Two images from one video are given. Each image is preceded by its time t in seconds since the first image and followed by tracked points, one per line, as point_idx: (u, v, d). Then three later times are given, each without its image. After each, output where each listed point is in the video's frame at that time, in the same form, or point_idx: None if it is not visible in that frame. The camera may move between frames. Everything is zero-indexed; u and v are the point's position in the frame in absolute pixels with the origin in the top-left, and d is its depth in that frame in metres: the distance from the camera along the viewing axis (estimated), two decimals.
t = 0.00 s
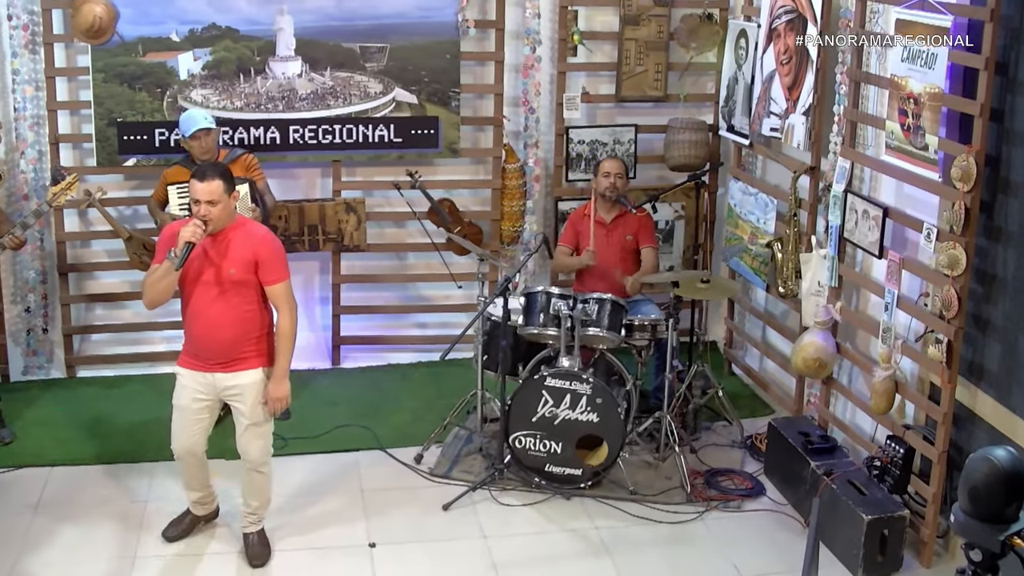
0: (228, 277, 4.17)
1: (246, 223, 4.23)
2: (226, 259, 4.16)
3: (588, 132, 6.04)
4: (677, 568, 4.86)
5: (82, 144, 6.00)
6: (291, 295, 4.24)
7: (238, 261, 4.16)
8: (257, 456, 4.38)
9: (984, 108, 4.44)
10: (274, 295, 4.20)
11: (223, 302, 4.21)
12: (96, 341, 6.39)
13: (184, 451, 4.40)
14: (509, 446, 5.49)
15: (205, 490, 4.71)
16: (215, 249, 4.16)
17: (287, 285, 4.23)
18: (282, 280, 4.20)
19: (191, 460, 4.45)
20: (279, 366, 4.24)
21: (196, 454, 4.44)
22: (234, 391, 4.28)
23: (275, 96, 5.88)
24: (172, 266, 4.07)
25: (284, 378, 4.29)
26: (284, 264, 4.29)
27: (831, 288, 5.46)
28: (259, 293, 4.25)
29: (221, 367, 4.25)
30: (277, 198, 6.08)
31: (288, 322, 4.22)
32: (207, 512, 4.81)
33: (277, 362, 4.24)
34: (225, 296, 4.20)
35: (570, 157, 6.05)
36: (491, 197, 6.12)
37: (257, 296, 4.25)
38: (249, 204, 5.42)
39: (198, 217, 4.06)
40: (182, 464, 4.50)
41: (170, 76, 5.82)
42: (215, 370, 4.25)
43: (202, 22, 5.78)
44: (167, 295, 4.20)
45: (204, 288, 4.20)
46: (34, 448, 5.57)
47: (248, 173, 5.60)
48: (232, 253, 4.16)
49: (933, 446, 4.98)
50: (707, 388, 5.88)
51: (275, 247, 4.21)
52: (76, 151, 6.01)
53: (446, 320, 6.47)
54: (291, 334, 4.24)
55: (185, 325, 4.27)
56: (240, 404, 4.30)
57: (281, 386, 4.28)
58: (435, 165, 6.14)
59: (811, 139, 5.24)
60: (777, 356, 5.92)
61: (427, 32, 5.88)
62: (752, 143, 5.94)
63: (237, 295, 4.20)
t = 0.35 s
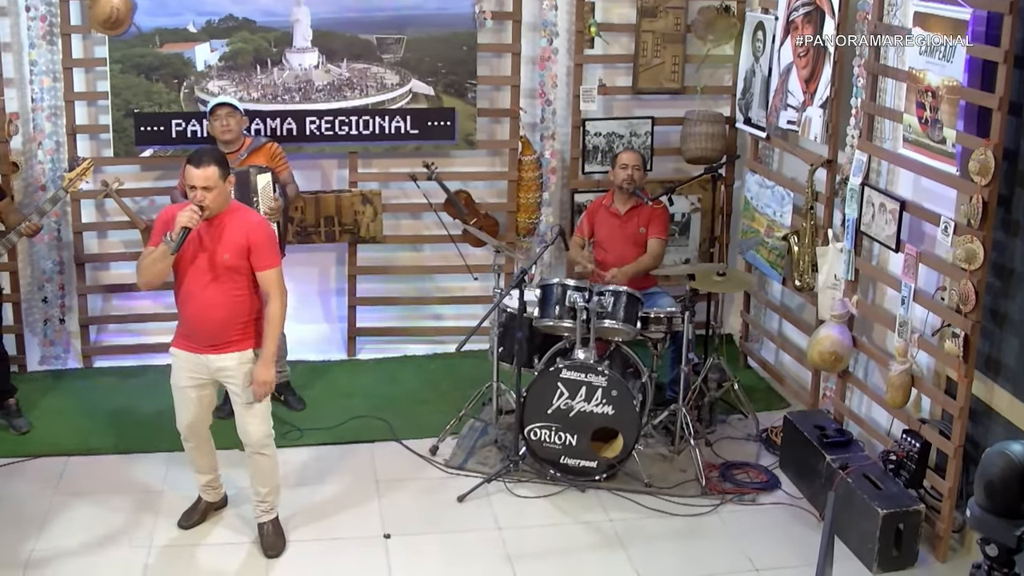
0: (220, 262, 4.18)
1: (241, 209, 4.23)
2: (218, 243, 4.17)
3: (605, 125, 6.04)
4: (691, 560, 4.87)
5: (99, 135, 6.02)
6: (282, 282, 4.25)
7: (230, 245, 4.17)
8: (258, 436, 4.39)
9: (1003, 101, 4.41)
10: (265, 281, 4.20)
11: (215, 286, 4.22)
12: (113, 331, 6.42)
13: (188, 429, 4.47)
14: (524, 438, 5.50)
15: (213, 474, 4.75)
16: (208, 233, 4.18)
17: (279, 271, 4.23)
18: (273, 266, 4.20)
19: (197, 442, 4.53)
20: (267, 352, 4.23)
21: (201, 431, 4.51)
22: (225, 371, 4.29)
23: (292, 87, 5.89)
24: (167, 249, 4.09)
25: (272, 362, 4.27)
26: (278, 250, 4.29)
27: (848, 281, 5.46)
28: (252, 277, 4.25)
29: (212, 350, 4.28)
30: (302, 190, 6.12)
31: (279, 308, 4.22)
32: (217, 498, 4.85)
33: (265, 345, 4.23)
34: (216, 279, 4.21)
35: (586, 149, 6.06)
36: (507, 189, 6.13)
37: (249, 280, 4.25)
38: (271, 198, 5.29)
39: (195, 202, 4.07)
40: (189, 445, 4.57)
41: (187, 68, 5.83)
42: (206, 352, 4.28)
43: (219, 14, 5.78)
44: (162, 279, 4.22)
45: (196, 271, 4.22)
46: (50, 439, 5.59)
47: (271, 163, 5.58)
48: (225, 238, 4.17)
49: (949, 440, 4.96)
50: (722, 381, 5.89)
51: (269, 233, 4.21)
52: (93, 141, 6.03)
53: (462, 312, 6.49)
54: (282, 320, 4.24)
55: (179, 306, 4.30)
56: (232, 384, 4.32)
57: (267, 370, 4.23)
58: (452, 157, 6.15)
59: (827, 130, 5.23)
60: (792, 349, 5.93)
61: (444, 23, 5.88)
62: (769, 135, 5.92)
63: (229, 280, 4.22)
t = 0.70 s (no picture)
0: (216, 250, 4.15)
1: (238, 199, 4.21)
2: (212, 231, 4.14)
3: (621, 118, 6.04)
4: (705, 554, 4.87)
5: (117, 127, 6.03)
6: (276, 271, 4.22)
7: (225, 233, 4.14)
8: (262, 417, 4.39)
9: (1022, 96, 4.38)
10: (258, 270, 4.18)
11: (207, 273, 4.19)
12: (129, 322, 6.45)
13: (198, 416, 4.45)
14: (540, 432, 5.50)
15: (225, 464, 4.76)
16: (204, 221, 4.15)
17: (272, 260, 4.21)
18: (267, 255, 4.18)
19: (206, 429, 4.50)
20: (257, 339, 4.21)
21: (210, 417, 4.49)
22: (218, 358, 4.27)
23: (309, 80, 5.90)
24: (170, 238, 4.02)
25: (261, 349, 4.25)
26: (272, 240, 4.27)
27: (865, 276, 5.45)
28: (247, 266, 4.23)
29: (206, 338, 4.25)
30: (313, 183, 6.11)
31: (271, 296, 4.20)
32: (233, 488, 4.88)
33: (255, 332, 4.21)
34: (210, 267, 4.18)
35: (603, 143, 6.06)
36: (524, 183, 6.14)
37: (244, 268, 4.23)
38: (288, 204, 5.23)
39: (196, 189, 4.02)
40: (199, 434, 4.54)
41: (204, 60, 5.84)
42: (200, 340, 4.26)
43: (236, 6, 5.79)
44: (162, 268, 4.11)
45: (190, 259, 4.19)
46: (67, 430, 5.60)
47: (291, 163, 5.61)
48: (222, 226, 4.15)
49: (965, 436, 4.94)
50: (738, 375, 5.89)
51: (265, 223, 4.19)
52: (110, 134, 6.05)
53: (478, 305, 6.51)
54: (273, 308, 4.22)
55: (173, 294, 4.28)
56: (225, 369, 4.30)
57: (254, 356, 4.22)
58: (468, 151, 6.16)
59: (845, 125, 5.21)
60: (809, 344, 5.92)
61: (461, 17, 5.87)
62: (786, 130, 5.91)
63: (223, 268, 4.19)
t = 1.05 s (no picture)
0: (245, 251, 4.07)
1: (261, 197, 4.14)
2: (240, 231, 4.06)
3: (650, 118, 6.04)
4: (731, 555, 4.85)
5: (146, 124, 6.07)
6: (304, 267, 4.18)
7: (254, 233, 4.07)
8: (275, 421, 4.22)
9: None
10: (290, 266, 4.12)
11: (237, 275, 4.11)
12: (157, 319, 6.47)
13: (224, 417, 4.40)
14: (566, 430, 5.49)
15: (250, 462, 4.77)
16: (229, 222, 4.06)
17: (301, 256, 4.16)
18: (297, 251, 4.12)
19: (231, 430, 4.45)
20: (292, 336, 4.16)
21: (236, 419, 4.44)
22: (252, 360, 4.18)
23: (338, 78, 5.91)
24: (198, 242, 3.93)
25: (298, 346, 4.20)
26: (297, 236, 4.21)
27: (893, 277, 5.42)
28: (274, 263, 4.16)
29: (238, 341, 4.16)
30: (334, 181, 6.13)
31: (303, 293, 4.15)
32: (259, 485, 4.88)
33: (291, 328, 4.15)
34: (239, 267, 4.10)
35: (632, 143, 6.07)
36: (552, 182, 6.14)
37: (271, 266, 4.16)
38: (307, 204, 5.22)
39: (221, 188, 3.94)
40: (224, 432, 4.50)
41: (233, 57, 5.86)
42: (231, 343, 4.17)
43: (265, 4, 5.81)
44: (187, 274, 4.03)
45: (216, 261, 4.10)
46: (94, 424, 5.64)
47: (311, 163, 5.59)
48: (248, 226, 4.06)
49: (994, 439, 4.90)
50: (765, 375, 5.90)
51: (291, 219, 4.13)
52: (140, 130, 6.08)
53: (505, 303, 6.52)
54: (306, 305, 4.17)
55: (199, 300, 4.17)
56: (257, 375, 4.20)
57: (293, 353, 4.17)
58: (496, 149, 6.17)
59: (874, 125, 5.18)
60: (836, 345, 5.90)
61: (489, 15, 5.88)
62: (815, 130, 5.89)
63: (253, 268, 4.11)
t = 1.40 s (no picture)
0: (288, 263, 4.03)
1: (307, 209, 4.09)
2: (283, 243, 4.02)
3: (683, 119, 6.05)
4: (761, 558, 4.83)
5: (179, 122, 6.09)
6: (348, 280, 4.12)
7: (298, 245, 4.02)
8: (312, 433, 4.14)
9: None
10: (333, 281, 4.06)
11: (279, 287, 4.07)
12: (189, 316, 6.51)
13: (256, 426, 4.34)
14: (596, 431, 5.48)
15: (282, 463, 4.77)
16: (273, 232, 4.02)
17: (345, 270, 4.10)
18: (341, 265, 4.06)
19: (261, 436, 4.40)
20: (333, 350, 4.09)
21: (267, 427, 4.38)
22: (292, 373, 4.14)
23: (370, 77, 5.93)
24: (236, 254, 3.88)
25: (338, 361, 4.14)
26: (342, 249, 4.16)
27: (926, 281, 5.38)
28: (317, 275, 4.11)
29: (278, 353, 4.13)
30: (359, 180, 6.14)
31: (345, 307, 4.08)
32: (288, 484, 4.89)
33: (331, 343, 4.09)
34: (281, 278, 4.06)
35: (665, 144, 6.07)
36: (584, 182, 6.15)
37: (314, 278, 4.11)
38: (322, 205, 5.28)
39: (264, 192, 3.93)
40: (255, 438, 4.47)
41: (267, 56, 5.88)
42: (271, 355, 4.13)
43: (299, 3, 5.84)
44: (227, 286, 4.00)
45: (258, 271, 4.06)
46: (126, 421, 5.66)
47: (334, 164, 5.60)
48: (292, 236, 4.02)
49: None
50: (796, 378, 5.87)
51: (335, 232, 4.08)
52: (173, 128, 6.11)
53: (536, 304, 6.53)
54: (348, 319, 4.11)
55: (241, 311, 4.14)
56: (296, 389, 4.15)
57: (333, 368, 4.10)
58: (529, 150, 6.18)
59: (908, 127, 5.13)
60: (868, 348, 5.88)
61: (523, 15, 5.89)
62: (849, 132, 5.87)
63: (296, 281, 4.07)
